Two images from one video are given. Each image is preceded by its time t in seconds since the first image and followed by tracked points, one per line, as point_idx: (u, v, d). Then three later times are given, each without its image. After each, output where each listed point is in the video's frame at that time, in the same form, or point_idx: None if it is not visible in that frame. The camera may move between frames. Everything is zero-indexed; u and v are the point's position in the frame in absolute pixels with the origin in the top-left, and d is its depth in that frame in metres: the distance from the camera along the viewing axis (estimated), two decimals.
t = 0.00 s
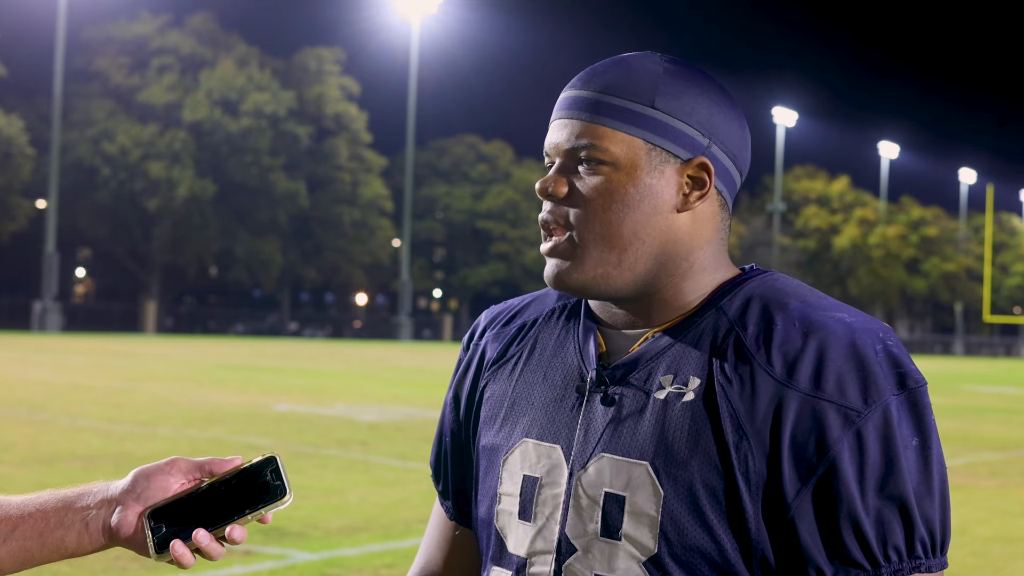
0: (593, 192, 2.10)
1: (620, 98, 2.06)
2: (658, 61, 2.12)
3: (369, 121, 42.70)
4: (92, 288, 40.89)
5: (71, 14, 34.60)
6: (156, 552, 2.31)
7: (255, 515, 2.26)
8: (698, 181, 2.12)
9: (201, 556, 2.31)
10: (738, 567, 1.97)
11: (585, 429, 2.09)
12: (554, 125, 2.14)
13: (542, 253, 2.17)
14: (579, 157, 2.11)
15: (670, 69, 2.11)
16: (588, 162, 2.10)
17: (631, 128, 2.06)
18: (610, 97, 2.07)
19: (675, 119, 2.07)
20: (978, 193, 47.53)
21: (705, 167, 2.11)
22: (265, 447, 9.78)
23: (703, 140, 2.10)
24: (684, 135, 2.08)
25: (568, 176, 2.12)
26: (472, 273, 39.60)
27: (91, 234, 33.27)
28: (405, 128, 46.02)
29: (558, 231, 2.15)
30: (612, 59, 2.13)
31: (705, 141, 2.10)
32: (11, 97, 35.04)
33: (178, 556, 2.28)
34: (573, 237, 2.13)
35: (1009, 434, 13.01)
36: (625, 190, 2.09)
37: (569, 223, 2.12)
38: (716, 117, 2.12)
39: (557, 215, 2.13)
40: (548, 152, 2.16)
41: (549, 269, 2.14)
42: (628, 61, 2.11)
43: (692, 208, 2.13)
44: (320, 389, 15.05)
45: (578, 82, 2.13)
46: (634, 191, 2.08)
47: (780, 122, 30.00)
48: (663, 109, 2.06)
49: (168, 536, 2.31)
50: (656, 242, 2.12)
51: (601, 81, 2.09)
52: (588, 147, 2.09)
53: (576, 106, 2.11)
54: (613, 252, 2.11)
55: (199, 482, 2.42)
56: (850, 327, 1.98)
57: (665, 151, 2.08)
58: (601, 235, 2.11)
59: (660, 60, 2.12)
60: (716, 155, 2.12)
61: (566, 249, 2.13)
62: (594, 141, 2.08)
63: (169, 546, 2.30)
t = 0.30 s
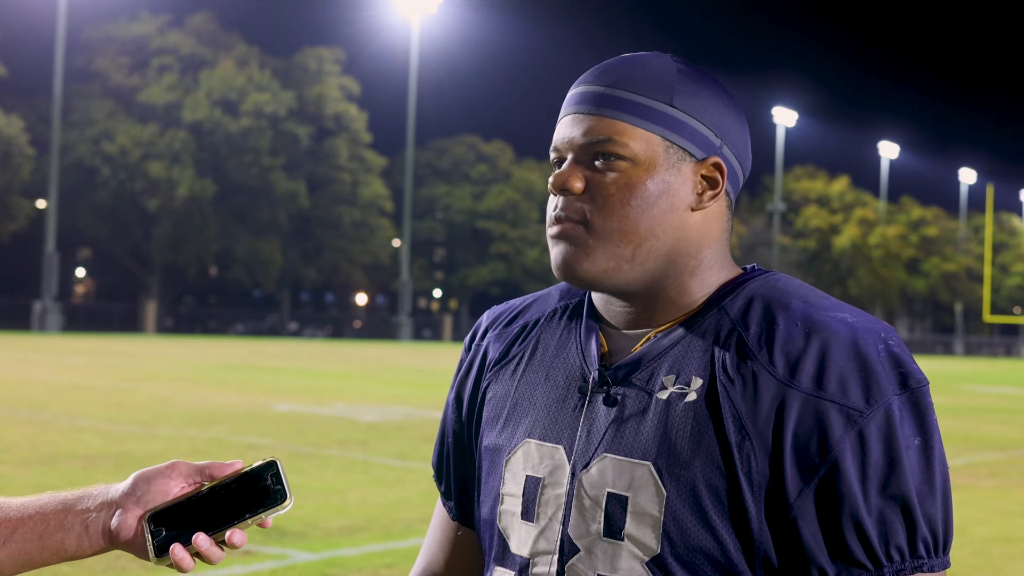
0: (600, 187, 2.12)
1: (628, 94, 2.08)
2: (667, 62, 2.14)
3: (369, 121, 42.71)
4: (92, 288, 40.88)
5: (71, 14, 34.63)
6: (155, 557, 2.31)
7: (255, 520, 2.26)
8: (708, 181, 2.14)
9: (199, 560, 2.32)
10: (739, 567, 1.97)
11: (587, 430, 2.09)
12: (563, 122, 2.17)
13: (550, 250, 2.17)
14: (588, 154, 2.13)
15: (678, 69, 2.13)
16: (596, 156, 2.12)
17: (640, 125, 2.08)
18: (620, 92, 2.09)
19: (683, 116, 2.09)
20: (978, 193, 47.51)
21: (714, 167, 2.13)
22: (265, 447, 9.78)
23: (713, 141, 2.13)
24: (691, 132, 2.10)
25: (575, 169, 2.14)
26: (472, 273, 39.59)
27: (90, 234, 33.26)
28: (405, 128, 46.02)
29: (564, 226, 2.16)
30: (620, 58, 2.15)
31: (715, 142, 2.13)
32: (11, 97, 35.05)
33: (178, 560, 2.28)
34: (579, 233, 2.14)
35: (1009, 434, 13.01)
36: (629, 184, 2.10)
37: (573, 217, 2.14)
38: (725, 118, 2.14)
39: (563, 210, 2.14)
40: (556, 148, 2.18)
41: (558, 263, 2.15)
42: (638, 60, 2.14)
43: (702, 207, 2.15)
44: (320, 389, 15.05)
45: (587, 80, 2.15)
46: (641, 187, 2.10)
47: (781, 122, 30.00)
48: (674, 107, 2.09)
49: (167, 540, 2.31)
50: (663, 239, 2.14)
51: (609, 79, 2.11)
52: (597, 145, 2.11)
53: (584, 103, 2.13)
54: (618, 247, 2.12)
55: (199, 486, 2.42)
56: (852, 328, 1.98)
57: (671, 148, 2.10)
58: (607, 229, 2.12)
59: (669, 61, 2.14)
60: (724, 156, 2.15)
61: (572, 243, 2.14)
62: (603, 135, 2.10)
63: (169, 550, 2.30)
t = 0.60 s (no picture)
0: (607, 186, 2.12)
1: (633, 92, 2.09)
2: (672, 62, 2.15)
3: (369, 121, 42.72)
4: (91, 288, 40.87)
5: (71, 14, 34.64)
6: (153, 553, 2.32)
7: (254, 517, 2.26)
8: (714, 181, 2.15)
9: (197, 557, 2.32)
10: (743, 567, 1.97)
11: (589, 429, 2.09)
12: (568, 121, 2.17)
13: (555, 251, 2.17)
14: (593, 154, 2.13)
15: (683, 69, 2.14)
16: (602, 156, 2.12)
17: (646, 124, 2.08)
18: (624, 92, 2.09)
19: (687, 115, 2.10)
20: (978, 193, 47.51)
21: (720, 167, 2.14)
22: (265, 447, 9.78)
23: (718, 140, 2.13)
24: (698, 131, 2.10)
25: (581, 169, 2.14)
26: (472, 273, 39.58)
27: (91, 234, 33.27)
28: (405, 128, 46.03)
29: (569, 227, 2.16)
30: (624, 58, 2.16)
31: (721, 141, 2.14)
32: (11, 97, 35.03)
33: (176, 557, 2.28)
34: (584, 234, 2.14)
35: (1009, 434, 13.00)
36: (634, 184, 2.11)
37: (577, 216, 2.14)
38: (730, 117, 2.15)
39: (569, 210, 2.14)
40: (560, 147, 2.18)
41: (564, 262, 2.15)
42: (643, 59, 2.14)
43: (708, 207, 2.16)
44: (320, 389, 15.05)
45: (593, 78, 2.15)
46: (645, 187, 2.10)
47: (780, 121, 30.00)
48: (679, 106, 2.09)
49: (165, 537, 2.31)
50: (669, 238, 2.14)
51: (616, 77, 2.12)
52: (603, 144, 2.11)
53: (589, 101, 2.13)
54: (625, 247, 2.12)
55: (198, 483, 2.42)
56: (854, 326, 1.98)
57: (675, 147, 2.11)
58: (612, 229, 2.12)
59: (674, 61, 2.15)
60: (730, 155, 2.15)
61: (577, 242, 2.14)
62: (608, 135, 2.10)
63: (167, 546, 2.31)
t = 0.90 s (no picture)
0: (611, 187, 2.12)
1: (635, 94, 2.09)
2: (675, 62, 2.15)
3: (369, 122, 42.71)
4: (91, 288, 40.87)
5: (71, 14, 34.64)
6: (150, 554, 2.33)
7: (250, 517, 2.26)
8: (716, 179, 2.15)
9: (193, 557, 2.32)
10: (747, 565, 1.98)
11: (594, 428, 2.10)
12: (571, 121, 2.17)
13: (561, 251, 2.17)
14: (596, 155, 2.14)
15: (686, 69, 2.14)
16: (604, 158, 2.13)
17: (649, 124, 2.08)
18: (627, 93, 2.09)
19: (689, 116, 2.10)
20: (978, 193, 47.48)
21: (722, 165, 2.14)
22: (265, 447, 9.79)
23: (719, 139, 2.14)
24: (700, 132, 2.11)
25: (584, 171, 2.15)
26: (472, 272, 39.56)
27: (90, 234, 33.26)
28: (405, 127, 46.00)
29: (573, 227, 2.16)
30: (627, 59, 2.16)
31: (723, 140, 2.14)
32: (11, 97, 34.99)
33: (173, 557, 2.29)
34: (589, 233, 2.14)
35: (1009, 434, 12.99)
36: (635, 188, 2.11)
37: (581, 218, 2.15)
38: (730, 117, 2.16)
39: (573, 210, 2.15)
40: (564, 149, 2.19)
41: (569, 264, 2.15)
42: (647, 60, 2.15)
43: (710, 205, 2.16)
44: (320, 389, 15.06)
45: (595, 79, 2.16)
46: (650, 188, 2.11)
47: (781, 121, 29.96)
48: (681, 107, 2.10)
49: (161, 538, 2.32)
50: (674, 238, 2.15)
51: (619, 77, 2.12)
52: (605, 145, 2.11)
53: (591, 103, 2.13)
54: (626, 249, 2.12)
55: (194, 484, 2.42)
56: (859, 327, 1.99)
57: (679, 147, 2.11)
58: (617, 230, 2.13)
59: (676, 60, 2.15)
60: (731, 154, 2.16)
61: (581, 243, 2.14)
62: (610, 137, 2.10)
63: (164, 547, 2.31)
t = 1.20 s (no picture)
0: (616, 185, 2.09)
1: (637, 92, 2.07)
2: (677, 62, 2.13)
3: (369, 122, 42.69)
4: (91, 288, 40.86)
5: (70, 14, 34.67)
6: (146, 554, 2.29)
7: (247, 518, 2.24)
8: (721, 179, 2.13)
9: (191, 557, 2.29)
10: (751, 566, 1.95)
11: (598, 428, 2.07)
12: (574, 120, 2.15)
13: (564, 251, 2.15)
14: (600, 154, 2.11)
15: (689, 69, 2.11)
16: (609, 155, 2.10)
17: (652, 123, 2.06)
18: (630, 93, 2.07)
19: (694, 116, 2.07)
20: (978, 193, 47.47)
21: (727, 165, 2.12)
22: (264, 447, 9.76)
23: (723, 138, 2.11)
24: (704, 132, 2.08)
25: (587, 170, 2.12)
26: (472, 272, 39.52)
27: (90, 234, 33.25)
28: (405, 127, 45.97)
29: (576, 228, 2.14)
30: (630, 57, 2.14)
31: (727, 140, 2.12)
32: (10, 97, 34.96)
33: (169, 557, 2.25)
34: (590, 233, 2.12)
35: (1009, 434, 12.98)
36: (640, 186, 2.08)
37: (584, 219, 2.12)
38: (734, 115, 2.13)
39: (575, 207, 2.12)
40: (567, 147, 2.16)
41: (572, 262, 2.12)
42: (650, 59, 2.12)
43: (715, 205, 2.13)
44: (320, 389, 15.04)
45: (598, 78, 2.13)
46: (654, 187, 2.08)
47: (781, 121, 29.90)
48: (687, 106, 2.07)
49: (158, 537, 2.29)
50: (677, 238, 2.12)
51: (622, 76, 2.09)
52: (610, 144, 2.09)
53: (592, 104, 2.11)
54: (629, 248, 2.10)
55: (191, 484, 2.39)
56: (862, 325, 1.96)
57: (683, 146, 2.08)
58: (622, 231, 2.10)
59: (679, 60, 2.13)
60: (735, 154, 2.13)
61: (584, 245, 2.12)
62: (615, 138, 2.08)
63: (159, 547, 2.28)
